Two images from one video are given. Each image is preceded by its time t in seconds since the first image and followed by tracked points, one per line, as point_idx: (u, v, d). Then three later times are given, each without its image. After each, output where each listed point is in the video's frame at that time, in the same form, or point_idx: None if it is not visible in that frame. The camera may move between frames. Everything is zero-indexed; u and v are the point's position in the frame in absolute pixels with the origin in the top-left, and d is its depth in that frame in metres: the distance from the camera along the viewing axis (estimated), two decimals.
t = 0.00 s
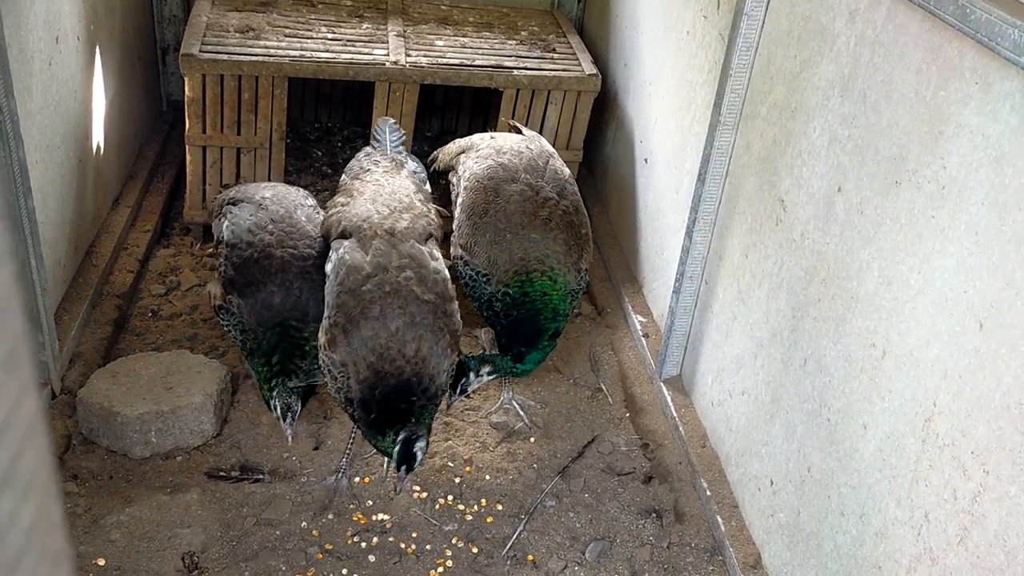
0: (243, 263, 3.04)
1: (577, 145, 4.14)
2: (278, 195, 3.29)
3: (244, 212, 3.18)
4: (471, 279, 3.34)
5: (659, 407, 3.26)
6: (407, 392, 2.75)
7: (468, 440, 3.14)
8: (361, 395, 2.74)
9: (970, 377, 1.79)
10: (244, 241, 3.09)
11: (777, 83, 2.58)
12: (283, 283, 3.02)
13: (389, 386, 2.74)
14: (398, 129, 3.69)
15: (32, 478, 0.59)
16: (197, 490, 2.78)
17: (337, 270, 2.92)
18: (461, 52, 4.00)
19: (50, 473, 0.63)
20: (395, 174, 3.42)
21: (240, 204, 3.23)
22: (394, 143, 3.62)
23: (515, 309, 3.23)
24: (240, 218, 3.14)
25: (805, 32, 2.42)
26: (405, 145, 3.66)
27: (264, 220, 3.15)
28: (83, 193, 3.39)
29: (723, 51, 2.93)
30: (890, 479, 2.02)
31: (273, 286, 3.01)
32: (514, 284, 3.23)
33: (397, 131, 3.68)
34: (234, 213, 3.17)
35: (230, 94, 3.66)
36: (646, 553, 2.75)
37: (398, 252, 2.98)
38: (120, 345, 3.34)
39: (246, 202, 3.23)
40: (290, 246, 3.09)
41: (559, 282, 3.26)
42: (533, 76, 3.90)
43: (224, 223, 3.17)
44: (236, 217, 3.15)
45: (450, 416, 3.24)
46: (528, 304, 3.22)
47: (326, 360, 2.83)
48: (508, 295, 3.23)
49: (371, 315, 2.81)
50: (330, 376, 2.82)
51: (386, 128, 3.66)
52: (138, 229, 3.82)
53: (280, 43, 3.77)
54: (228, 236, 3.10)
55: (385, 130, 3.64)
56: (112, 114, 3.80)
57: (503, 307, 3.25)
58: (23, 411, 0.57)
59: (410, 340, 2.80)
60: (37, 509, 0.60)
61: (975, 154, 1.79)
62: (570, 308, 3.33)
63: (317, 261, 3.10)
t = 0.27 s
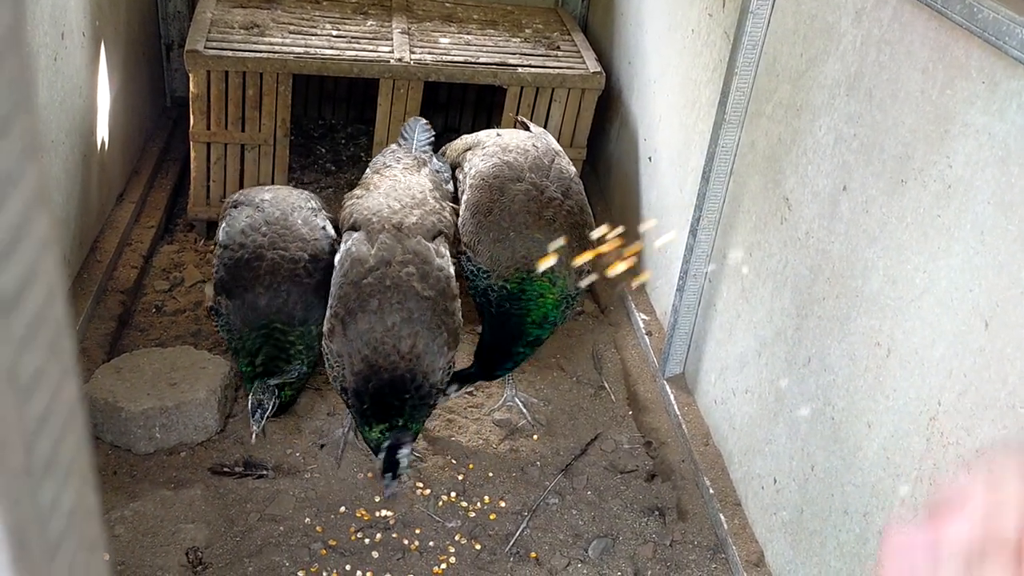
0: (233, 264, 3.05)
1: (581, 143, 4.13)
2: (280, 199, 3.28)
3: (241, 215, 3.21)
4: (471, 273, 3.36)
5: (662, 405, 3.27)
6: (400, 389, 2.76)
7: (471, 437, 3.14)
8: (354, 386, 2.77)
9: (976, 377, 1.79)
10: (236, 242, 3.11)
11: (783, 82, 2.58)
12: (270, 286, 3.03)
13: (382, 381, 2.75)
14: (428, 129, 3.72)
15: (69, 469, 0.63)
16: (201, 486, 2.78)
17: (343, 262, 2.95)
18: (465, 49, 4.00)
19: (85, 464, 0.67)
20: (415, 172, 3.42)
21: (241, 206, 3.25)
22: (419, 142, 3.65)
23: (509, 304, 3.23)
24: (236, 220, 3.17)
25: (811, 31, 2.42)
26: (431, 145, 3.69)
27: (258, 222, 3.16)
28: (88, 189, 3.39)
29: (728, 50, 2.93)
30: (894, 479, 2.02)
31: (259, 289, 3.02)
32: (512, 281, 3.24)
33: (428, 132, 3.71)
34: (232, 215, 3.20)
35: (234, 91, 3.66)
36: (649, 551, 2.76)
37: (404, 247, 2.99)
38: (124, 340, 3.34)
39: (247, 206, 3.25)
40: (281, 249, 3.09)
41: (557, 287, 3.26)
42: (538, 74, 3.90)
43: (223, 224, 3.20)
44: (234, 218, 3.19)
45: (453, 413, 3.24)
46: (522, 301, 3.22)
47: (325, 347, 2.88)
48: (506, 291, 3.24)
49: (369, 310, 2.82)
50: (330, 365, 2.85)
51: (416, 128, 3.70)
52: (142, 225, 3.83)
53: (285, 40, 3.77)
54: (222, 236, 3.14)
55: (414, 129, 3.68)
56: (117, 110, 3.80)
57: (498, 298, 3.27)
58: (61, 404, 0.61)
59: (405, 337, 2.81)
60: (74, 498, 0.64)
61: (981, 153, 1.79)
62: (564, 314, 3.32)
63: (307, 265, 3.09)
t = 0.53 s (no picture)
0: (215, 274, 3.00)
1: (584, 143, 4.13)
2: (268, 207, 3.23)
3: (227, 223, 3.17)
4: (476, 275, 3.34)
5: (664, 406, 3.27)
6: (380, 390, 2.74)
7: (474, 437, 3.15)
8: (335, 387, 2.77)
9: (980, 379, 1.79)
10: (219, 251, 3.06)
11: (787, 82, 2.58)
12: (250, 298, 2.95)
13: (362, 382, 2.74)
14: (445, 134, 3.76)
15: (90, 474, 0.62)
16: (204, 486, 2.78)
17: (335, 260, 2.99)
18: (468, 49, 4.00)
19: (107, 467, 0.66)
20: (423, 175, 3.44)
21: (228, 216, 3.22)
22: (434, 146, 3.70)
23: (519, 307, 3.20)
24: (223, 228, 3.13)
25: (815, 32, 2.42)
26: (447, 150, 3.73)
27: (243, 230, 3.11)
28: (91, 188, 3.39)
29: (731, 51, 2.94)
30: (898, 480, 2.02)
31: (238, 301, 2.95)
32: (517, 281, 3.22)
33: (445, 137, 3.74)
34: (219, 224, 3.16)
35: (237, 91, 3.67)
36: (652, 551, 2.76)
37: (395, 249, 3.01)
38: (127, 340, 3.34)
39: (234, 214, 3.21)
40: (264, 258, 3.03)
41: (563, 278, 3.26)
42: (541, 74, 3.90)
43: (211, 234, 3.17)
44: (220, 228, 3.14)
45: (455, 413, 3.24)
46: (532, 301, 3.20)
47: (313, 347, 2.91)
48: (513, 293, 3.21)
49: (354, 309, 2.85)
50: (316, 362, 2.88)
51: (432, 132, 3.73)
52: (145, 225, 3.83)
53: (288, 40, 3.77)
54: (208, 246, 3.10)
55: (429, 133, 3.71)
56: (120, 110, 3.80)
57: (508, 305, 3.22)
58: (85, 399, 0.60)
59: (387, 338, 2.81)
60: (96, 503, 0.63)
61: (987, 155, 1.78)
62: (572, 305, 3.33)
63: (289, 276, 3.03)
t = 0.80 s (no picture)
0: (209, 281, 2.98)
1: (585, 143, 4.13)
2: (261, 208, 3.20)
3: (219, 225, 3.12)
4: (478, 279, 3.36)
5: (665, 407, 3.26)
6: (374, 389, 2.79)
7: (474, 438, 3.14)
8: (330, 386, 2.81)
9: (983, 381, 1.78)
10: (213, 255, 3.02)
11: (788, 84, 2.58)
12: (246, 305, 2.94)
13: (357, 381, 2.78)
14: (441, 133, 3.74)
15: (89, 484, 0.62)
16: (204, 486, 2.78)
17: (329, 258, 2.99)
18: (469, 49, 3.99)
19: (105, 476, 0.66)
20: (419, 174, 3.44)
21: (221, 217, 3.18)
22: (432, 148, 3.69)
23: (523, 312, 3.23)
24: (215, 231, 3.08)
25: (817, 34, 2.41)
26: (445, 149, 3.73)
27: (236, 233, 3.07)
28: (91, 188, 3.39)
29: (733, 52, 2.93)
30: (900, 483, 2.02)
31: (234, 308, 2.93)
32: (519, 285, 3.23)
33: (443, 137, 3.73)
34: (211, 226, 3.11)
35: (238, 90, 3.66)
36: (652, 553, 2.75)
37: (389, 247, 3.00)
38: (128, 340, 3.34)
39: (227, 216, 3.17)
40: (258, 263, 3.01)
41: (565, 279, 3.26)
42: (542, 75, 3.90)
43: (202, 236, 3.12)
44: (212, 230, 3.10)
45: (455, 414, 3.24)
46: (536, 305, 3.22)
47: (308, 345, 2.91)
48: (516, 297, 3.23)
49: (348, 308, 2.84)
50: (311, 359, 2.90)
51: (429, 132, 3.71)
52: (146, 225, 3.83)
53: (289, 39, 3.77)
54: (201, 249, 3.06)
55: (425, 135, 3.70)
56: (121, 110, 3.80)
57: (513, 309, 3.25)
58: (84, 410, 0.60)
59: (381, 336, 2.82)
60: (94, 513, 0.63)
61: (990, 157, 1.78)
62: (575, 306, 3.33)
63: (284, 280, 3.01)
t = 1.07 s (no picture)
0: (216, 277, 2.99)
1: (587, 145, 4.13)
2: (265, 203, 3.21)
3: (222, 221, 3.13)
4: (479, 281, 3.35)
5: (665, 410, 3.26)
6: (381, 390, 2.78)
7: (474, 440, 3.14)
8: (337, 389, 2.80)
9: (983, 386, 1.78)
10: (219, 252, 3.03)
11: (790, 87, 2.58)
12: (256, 299, 2.96)
13: (363, 383, 2.78)
14: (427, 134, 3.70)
15: (55, 464, 0.79)
16: (203, 487, 2.78)
17: (329, 261, 2.98)
18: (470, 51, 3.99)
19: (74, 456, 0.83)
20: (409, 173, 3.41)
21: (223, 214, 3.18)
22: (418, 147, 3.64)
23: (525, 315, 3.23)
24: (218, 227, 3.09)
25: (818, 37, 2.41)
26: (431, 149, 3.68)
27: (241, 230, 3.08)
28: (92, 189, 3.39)
29: (734, 55, 2.93)
30: (900, 487, 2.01)
31: (244, 303, 2.95)
32: (520, 288, 3.24)
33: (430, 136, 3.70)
34: (214, 222, 3.12)
35: (239, 91, 3.66)
36: (652, 556, 2.75)
37: (389, 248, 3.00)
38: (128, 341, 3.34)
39: (230, 212, 3.18)
40: (264, 258, 3.02)
41: (566, 280, 3.26)
42: (543, 77, 3.90)
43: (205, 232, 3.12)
44: (216, 226, 3.10)
45: (455, 415, 3.24)
46: (537, 307, 3.22)
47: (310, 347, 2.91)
48: (518, 300, 3.23)
49: (351, 310, 2.85)
50: (314, 364, 2.90)
51: (414, 133, 3.68)
52: (147, 225, 3.83)
53: (290, 40, 3.77)
54: (205, 246, 3.06)
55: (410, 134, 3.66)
56: (122, 110, 3.80)
57: (515, 313, 3.25)
58: (57, 402, 0.78)
59: (386, 337, 2.83)
60: (59, 486, 0.80)
61: (991, 162, 1.78)
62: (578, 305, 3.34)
63: (291, 275, 3.02)
